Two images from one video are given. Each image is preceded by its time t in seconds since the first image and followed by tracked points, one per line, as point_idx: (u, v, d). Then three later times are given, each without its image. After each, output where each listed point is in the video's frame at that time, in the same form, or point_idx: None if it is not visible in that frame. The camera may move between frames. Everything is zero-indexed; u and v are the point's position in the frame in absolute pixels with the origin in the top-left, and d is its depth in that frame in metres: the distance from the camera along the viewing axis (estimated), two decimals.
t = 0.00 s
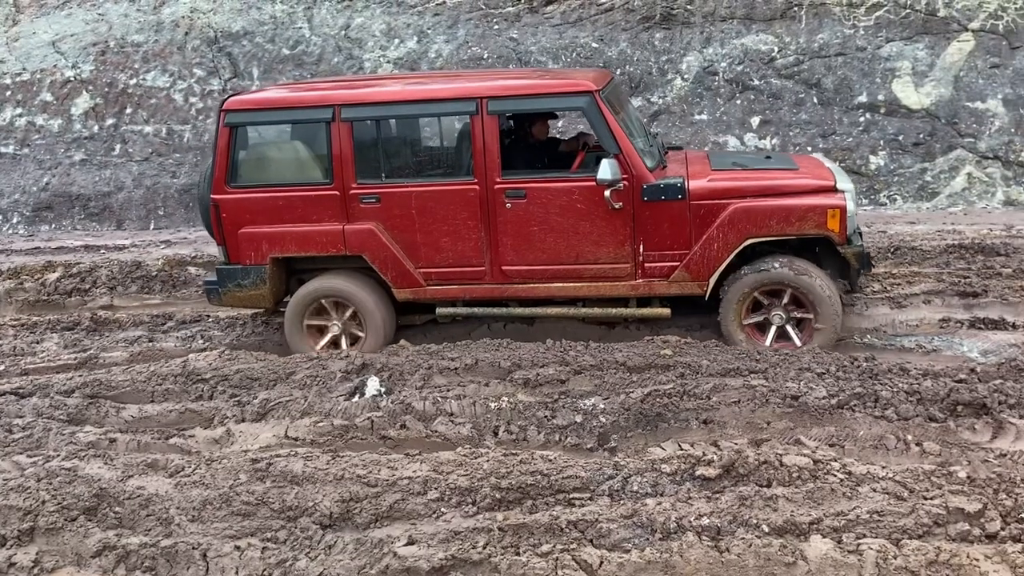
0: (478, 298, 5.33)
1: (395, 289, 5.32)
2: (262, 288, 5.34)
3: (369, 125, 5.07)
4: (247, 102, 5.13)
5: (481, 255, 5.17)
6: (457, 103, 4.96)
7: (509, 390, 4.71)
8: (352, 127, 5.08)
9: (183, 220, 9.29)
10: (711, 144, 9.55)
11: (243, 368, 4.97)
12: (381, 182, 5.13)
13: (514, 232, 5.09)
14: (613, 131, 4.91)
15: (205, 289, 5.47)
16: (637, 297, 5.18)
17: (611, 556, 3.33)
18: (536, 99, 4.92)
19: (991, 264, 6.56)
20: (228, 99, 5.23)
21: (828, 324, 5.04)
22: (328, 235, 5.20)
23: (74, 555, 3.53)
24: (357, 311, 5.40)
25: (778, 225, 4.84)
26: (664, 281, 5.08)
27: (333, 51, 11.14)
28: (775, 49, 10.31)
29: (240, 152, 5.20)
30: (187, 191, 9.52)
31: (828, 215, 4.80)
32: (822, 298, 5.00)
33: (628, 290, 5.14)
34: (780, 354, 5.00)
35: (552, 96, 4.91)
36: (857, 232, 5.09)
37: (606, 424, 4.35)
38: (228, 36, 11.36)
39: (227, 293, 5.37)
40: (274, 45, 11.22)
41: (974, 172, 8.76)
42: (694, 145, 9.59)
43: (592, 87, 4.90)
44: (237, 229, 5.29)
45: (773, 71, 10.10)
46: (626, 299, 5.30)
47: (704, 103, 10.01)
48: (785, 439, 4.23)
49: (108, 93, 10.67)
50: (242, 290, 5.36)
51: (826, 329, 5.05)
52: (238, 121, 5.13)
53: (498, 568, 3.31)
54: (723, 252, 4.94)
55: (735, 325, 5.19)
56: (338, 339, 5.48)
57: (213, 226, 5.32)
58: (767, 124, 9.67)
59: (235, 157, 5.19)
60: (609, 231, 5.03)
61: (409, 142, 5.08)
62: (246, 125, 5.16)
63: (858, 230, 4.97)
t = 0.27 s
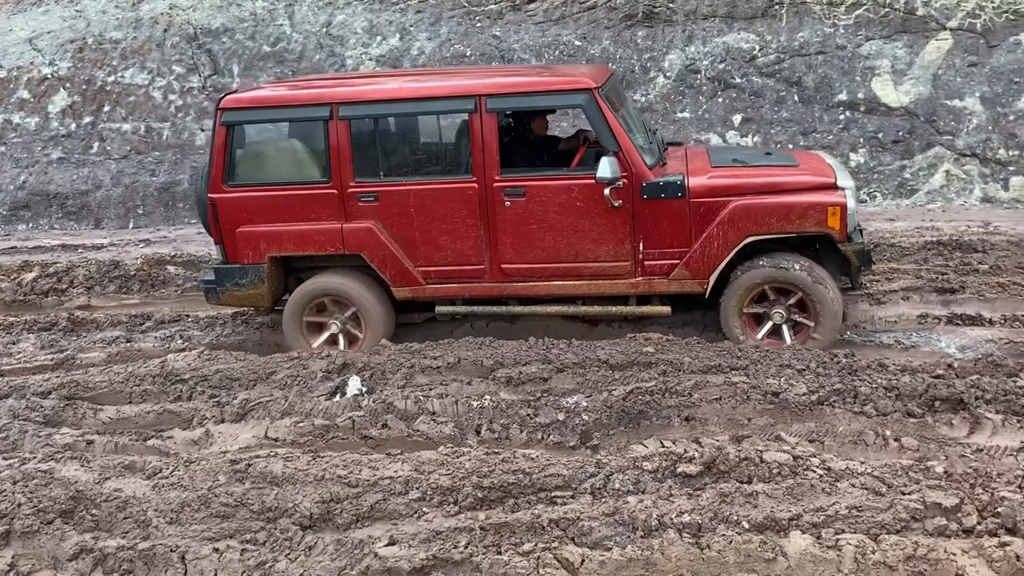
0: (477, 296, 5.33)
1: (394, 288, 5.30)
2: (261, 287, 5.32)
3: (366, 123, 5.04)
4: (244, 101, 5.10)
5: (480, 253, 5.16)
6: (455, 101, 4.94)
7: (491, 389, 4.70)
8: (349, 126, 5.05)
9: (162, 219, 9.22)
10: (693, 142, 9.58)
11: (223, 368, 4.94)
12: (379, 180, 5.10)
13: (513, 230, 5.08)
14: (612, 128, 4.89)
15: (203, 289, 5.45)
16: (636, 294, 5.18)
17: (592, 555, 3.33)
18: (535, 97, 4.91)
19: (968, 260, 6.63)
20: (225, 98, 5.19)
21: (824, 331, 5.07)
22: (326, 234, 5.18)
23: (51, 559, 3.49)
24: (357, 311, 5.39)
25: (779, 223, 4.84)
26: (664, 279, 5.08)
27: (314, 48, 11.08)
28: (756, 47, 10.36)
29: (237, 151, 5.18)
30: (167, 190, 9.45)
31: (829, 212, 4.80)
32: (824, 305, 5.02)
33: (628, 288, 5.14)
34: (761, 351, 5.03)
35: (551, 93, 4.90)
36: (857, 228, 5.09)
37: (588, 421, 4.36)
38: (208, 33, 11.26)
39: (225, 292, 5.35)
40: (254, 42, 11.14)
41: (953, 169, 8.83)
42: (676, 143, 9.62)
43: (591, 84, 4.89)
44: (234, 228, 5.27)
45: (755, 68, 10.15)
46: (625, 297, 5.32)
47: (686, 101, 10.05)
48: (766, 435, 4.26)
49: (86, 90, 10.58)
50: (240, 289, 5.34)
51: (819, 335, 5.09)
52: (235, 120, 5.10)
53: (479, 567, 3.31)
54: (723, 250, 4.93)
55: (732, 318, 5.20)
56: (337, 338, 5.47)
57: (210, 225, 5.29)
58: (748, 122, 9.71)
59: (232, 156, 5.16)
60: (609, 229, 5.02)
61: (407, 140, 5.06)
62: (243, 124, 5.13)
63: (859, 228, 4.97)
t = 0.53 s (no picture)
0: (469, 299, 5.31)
1: (386, 290, 5.29)
2: (251, 289, 5.29)
3: (357, 124, 5.02)
4: (234, 102, 5.07)
5: (473, 256, 5.15)
6: (447, 102, 4.92)
7: (469, 391, 4.70)
8: (340, 127, 5.03)
9: (138, 220, 9.14)
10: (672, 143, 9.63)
11: (199, 371, 4.90)
12: (370, 182, 5.08)
13: (505, 232, 5.07)
14: (604, 129, 4.89)
15: (192, 290, 5.40)
16: (630, 297, 5.17)
17: (570, 556, 3.34)
18: (526, 98, 4.90)
19: (943, 260, 6.70)
20: (214, 98, 5.16)
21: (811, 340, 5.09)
22: (317, 236, 5.16)
23: (22, 565, 3.45)
24: (350, 313, 5.38)
25: (773, 225, 4.84)
26: (658, 282, 5.08)
27: (291, 48, 11.02)
28: (734, 48, 10.42)
29: (226, 152, 5.15)
30: (143, 191, 9.37)
31: (823, 215, 4.81)
32: (819, 314, 5.04)
33: (621, 290, 5.13)
34: (738, 351, 5.06)
35: (543, 94, 4.89)
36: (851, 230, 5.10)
37: (566, 423, 4.37)
38: (183, 33, 11.17)
39: (214, 294, 5.32)
40: (231, 42, 11.06)
41: (928, 170, 8.94)
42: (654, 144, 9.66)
43: (583, 85, 4.88)
44: (224, 230, 5.24)
45: (732, 70, 10.21)
46: (616, 300, 5.32)
47: (664, 102, 10.10)
48: (743, 435, 4.29)
49: (58, 91, 10.48)
50: (230, 291, 5.31)
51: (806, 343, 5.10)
52: (224, 121, 5.07)
53: (457, 570, 3.30)
54: (717, 252, 4.94)
55: (725, 314, 5.20)
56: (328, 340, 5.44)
57: (200, 227, 5.26)
58: (726, 123, 9.77)
59: (221, 158, 5.13)
60: (602, 232, 5.02)
61: (398, 142, 5.04)
62: (232, 125, 5.10)
63: (852, 231, 4.99)
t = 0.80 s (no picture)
0: (458, 300, 5.31)
1: (375, 292, 5.28)
2: (239, 291, 5.25)
3: (346, 125, 5.01)
4: (221, 102, 5.05)
5: (462, 257, 5.15)
6: (436, 103, 4.93)
7: (447, 392, 4.70)
8: (329, 127, 5.01)
9: (112, 222, 9.07)
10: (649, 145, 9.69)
11: (174, 374, 4.86)
12: (359, 183, 5.07)
13: (495, 233, 5.08)
14: (595, 130, 4.91)
15: (179, 292, 5.37)
16: (619, 298, 5.18)
17: (547, 556, 3.35)
18: (515, 99, 4.91)
19: (915, 261, 6.79)
20: (201, 99, 5.14)
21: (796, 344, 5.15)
22: (305, 237, 5.15)
23: None
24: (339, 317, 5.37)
25: (762, 226, 4.87)
26: (647, 283, 5.09)
27: (267, 49, 10.97)
28: (711, 51, 10.49)
29: (214, 153, 5.13)
30: (117, 192, 9.30)
31: (812, 216, 4.84)
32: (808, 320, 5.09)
33: (610, 291, 5.14)
34: (714, 352, 5.11)
35: (532, 95, 4.91)
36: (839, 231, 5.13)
37: (544, 424, 4.38)
38: (157, 33, 11.07)
39: (202, 296, 5.30)
40: (206, 42, 10.98)
41: (902, 172, 9.06)
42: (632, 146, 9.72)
43: (573, 87, 4.91)
44: (211, 231, 5.22)
45: (709, 72, 10.29)
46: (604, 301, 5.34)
47: (642, 104, 10.16)
48: (719, 435, 4.32)
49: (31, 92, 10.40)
50: (217, 293, 5.27)
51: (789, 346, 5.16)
52: (212, 122, 5.05)
53: (434, 571, 3.30)
54: (706, 253, 4.97)
55: (715, 308, 5.20)
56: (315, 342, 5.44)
57: (187, 228, 5.24)
58: (703, 125, 9.85)
59: (209, 158, 5.11)
60: (592, 233, 5.03)
61: (387, 143, 5.03)
62: (220, 125, 5.08)
63: (840, 230, 5.01)
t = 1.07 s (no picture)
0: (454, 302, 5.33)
1: (371, 294, 5.29)
2: (233, 293, 5.26)
3: (341, 126, 5.02)
4: (215, 103, 5.04)
5: (458, 259, 5.16)
6: (432, 104, 4.94)
7: (434, 394, 4.71)
8: (323, 129, 5.02)
9: (96, 225, 9.04)
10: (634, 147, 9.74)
11: (158, 377, 4.85)
12: (355, 184, 5.08)
13: (491, 235, 5.09)
14: (591, 131, 4.94)
15: (172, 293, 5.37)
16: (615, 299, 5.20)
17: (533, 556, 3.37)
18: (510, 100, 4.92)
19: (898, 263, 6.85)
20: (194, 99, 5.13)
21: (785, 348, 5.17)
22: (300, 239, 5.15)
23: None
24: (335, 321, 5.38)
25: (758, 227, 4.90)
26: (643, 284, 5.12)
27: (253, 51, 10.95)
28: (697, 54, 10.55)
29: (208, 154, 5.13)
30: (101, 195, 9.29)
31: (808, 217, 4.86)
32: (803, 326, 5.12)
33: (606, 292, 5.17)
34: (700, 353, 5.14)
35: (527, 96, 4.92)
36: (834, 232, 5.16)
37: (530, 425, 4.40)
38: (141, 34, 11.02)
39: (195, 298, 5.30)
40: (191, 44, 10.95)
41: (885, 175, 9.15)
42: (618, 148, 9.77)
43: (569, 88, 4.93)
44: (205, 232, 5.21)
45: (695, 76, 10.35)
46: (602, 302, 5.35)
47: (628, 107, 10.22)
48: (704, 435, 4.35)
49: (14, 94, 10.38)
50: (211, 295, 5.28)
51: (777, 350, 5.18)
52: (205, 122, 5.05)
53: (419, 572, 3.32)
54: (702, 254, 5.00)
55: (712, 303, 5.20)
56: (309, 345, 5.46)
57: (180, 230, 5.24)
58: (689, 128, 9.90)
59: (202, 159, 5.11)
60: (587, 234, 5.05)
61: (382, 144, 5.04)
62: (213, 126, 5.07)
63: (835, 232, 5.05)
